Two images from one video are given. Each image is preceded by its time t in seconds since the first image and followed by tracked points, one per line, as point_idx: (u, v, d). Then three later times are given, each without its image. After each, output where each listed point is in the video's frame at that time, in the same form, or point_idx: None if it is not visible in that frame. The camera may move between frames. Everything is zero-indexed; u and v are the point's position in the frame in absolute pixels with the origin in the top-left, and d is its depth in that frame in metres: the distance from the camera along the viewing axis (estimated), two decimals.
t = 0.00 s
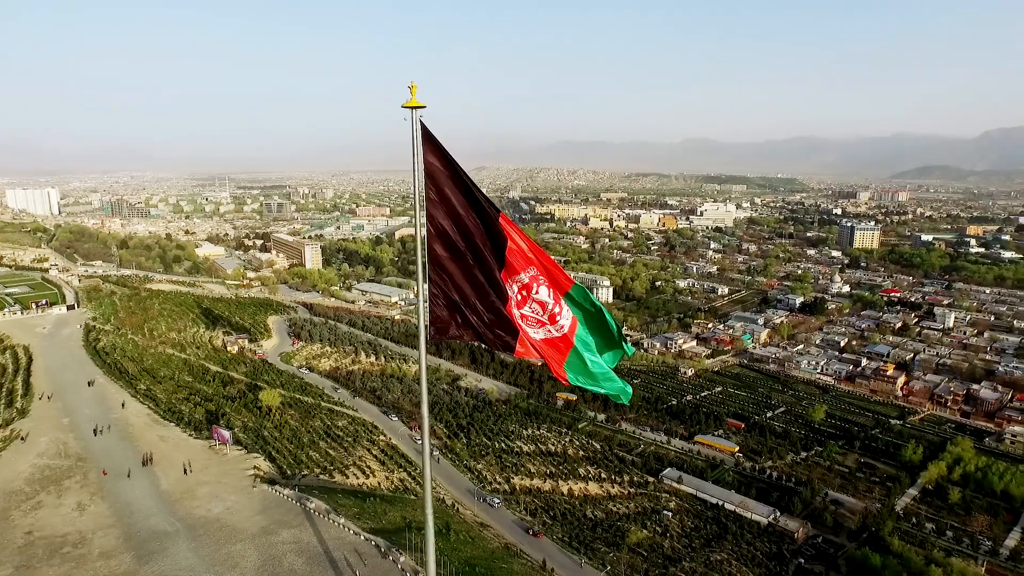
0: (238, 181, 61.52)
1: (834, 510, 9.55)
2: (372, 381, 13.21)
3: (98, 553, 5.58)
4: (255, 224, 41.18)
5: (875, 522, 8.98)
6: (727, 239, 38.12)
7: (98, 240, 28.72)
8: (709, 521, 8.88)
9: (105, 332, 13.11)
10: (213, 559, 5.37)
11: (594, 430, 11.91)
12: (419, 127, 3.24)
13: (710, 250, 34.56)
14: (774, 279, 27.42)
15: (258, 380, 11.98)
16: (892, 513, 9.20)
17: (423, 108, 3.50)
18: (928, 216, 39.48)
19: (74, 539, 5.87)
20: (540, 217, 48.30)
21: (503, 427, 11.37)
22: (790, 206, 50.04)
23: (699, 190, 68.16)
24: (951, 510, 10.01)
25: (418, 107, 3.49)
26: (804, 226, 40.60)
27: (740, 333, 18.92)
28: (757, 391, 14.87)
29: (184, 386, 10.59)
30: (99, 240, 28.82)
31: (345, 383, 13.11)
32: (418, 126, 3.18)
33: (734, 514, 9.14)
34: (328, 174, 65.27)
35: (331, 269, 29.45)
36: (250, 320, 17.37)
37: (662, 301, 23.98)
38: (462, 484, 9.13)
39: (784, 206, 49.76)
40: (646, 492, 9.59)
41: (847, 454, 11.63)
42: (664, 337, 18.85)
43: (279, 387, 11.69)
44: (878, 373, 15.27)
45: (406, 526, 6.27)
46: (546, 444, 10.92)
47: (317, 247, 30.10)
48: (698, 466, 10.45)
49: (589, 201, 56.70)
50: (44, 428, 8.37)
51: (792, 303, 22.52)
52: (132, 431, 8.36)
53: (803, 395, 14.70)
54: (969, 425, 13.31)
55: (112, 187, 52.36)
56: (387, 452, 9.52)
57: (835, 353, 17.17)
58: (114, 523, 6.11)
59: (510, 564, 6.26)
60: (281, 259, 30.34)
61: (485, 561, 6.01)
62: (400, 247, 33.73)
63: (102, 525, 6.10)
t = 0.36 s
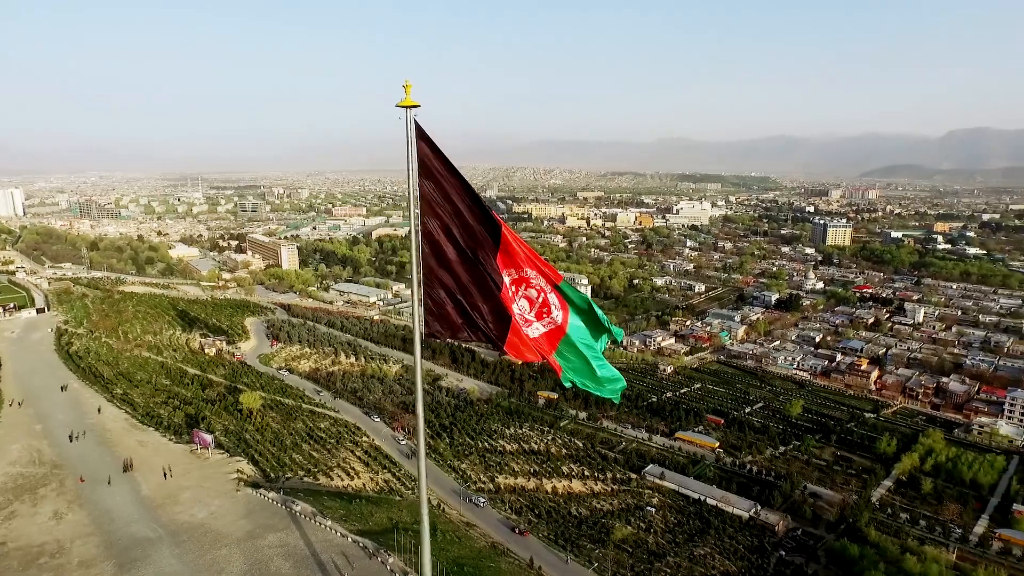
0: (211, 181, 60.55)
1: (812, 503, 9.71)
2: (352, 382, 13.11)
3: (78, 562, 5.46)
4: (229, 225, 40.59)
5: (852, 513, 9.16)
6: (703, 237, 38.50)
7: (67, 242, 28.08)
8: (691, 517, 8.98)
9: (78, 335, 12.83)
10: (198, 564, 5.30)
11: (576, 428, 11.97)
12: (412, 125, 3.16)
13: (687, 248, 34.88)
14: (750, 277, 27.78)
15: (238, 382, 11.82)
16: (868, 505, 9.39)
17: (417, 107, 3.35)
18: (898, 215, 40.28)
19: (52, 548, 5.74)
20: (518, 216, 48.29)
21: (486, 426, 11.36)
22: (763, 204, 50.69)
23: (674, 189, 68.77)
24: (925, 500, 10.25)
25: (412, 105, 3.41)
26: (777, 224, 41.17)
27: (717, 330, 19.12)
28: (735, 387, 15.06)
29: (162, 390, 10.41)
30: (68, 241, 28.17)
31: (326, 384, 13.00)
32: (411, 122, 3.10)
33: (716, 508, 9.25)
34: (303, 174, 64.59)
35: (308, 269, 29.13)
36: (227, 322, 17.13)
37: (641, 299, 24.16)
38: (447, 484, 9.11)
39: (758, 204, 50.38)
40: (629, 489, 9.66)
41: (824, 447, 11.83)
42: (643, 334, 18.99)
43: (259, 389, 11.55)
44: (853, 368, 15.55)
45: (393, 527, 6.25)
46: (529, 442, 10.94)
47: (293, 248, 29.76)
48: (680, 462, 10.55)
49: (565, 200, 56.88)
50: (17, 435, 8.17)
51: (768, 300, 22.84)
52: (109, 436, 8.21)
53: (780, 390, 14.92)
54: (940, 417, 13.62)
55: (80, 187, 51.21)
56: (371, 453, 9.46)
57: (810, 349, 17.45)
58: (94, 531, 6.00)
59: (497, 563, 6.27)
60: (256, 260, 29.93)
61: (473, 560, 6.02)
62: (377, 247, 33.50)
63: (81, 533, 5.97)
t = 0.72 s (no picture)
0: (181, 182, 59.43)
1: (789, 496, 9.87)
2: (331, 384, 12.98)
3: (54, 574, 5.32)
4: (200, 227, 39.90)
5: (827, 505, 9.34)
6: (677, 236, 38.88)
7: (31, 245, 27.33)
8: (672, 513, 9.07)
9: (47, 341, 12.51)
10: (180, 572, 5.22)
11: (555, 426, 12.02)
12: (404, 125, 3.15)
13: (661, 247, 35.20)
14: (723, 275, 28.14)
15: (214, 386, 11.62)
16: (842, 497, 9.58)
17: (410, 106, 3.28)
18: (865, 214, 41.13)
19: (25, 560, 5.56)
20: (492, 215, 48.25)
21: (466, 426, 11.34)
22: (735, 203, 51.38)
23: (647, 189, 69.31)
24: (895, 491, 10.50)
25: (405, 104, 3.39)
26: (749, 223, 41.77)
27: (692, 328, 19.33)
28: (711, 384, 15.25)
29: (136, 395, 10.19)
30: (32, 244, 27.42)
31: (303, 387, 12.86)
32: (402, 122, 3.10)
33: (696, 504, 9.36)
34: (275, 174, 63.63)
35: (282, 271, 28.77)
36: (201, 325, 16.84)
37: (616, 298, 24.33)
38: (429, 485, 9.08)
39: (730, 204, 51.07)
40: (610, 486, 9.72)
41: (799, 442, 12.04)
42: (619, 333, 19.12)
43: (235, 393, 11.37)
44: (825, 364, 15.85)
45: (378, 529, 6.23)
46: (509, 442, 10.94)
47: (267, 249, 29.35)
48: (659, 459, 10.65)
49: (539, 200, 56.99)
50: None
51: (741, 298, 23.16)
52: (81, 444, 8.02)
53: (755, 386, 15.14)
54: (909, 411, 13.96)
55: (44, 188, 49.88)
56: (352, 456, 9.38)
57: (783, 346, 17.74)
58: (69, 542, 5.85)
59: (483, 563, 6.27)
60: (229, 262, 29.46)
61: (459, 561, 6.03)
62: (352, 248, 33.17)
63: (55, 544, 5.82)
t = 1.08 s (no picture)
0: (145, 182, 58.10)
1: (763, 490, 10.04)
2: (305, 387, 12.83)
3: None
4: (165, 228, 39.05)
5: (800, 498, 9.53)
6: (648, 235, 39.23)
7: None
8: (650, 509, 9.15)
9: (9, 347, 12.14)
10: None
11: (532, 425, 12.06)
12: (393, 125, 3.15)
13: (633, 246, 35.49)
14: (694, 273, 28.48)
15: (185, 390, 11.40)
16: (814, 490, 9.78)
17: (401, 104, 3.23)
18: (831, 213, 41.98)
19: None
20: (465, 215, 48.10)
21: (443, 427, 11.30)
22: (705, 202, 52.06)
23: (618, 188, 69.76)
24: (864, 482, 10.75)
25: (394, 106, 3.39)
26: (719, 222, 42.34)
27: (665, 326, 19.53)
28: (685, 382, 15.44)
29: (105, 400, 9.95)
30: None
31: (278, 390, 12.68)
32: (390, 121, 3.12)
33: (673, 500, 9.46)
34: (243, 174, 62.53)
35: (252, 273, 28.30)
36: (170, 329, 16.49)
37: (590, 297, 24.47)
38: (408, 486, 9.03)
39: (699, 203, 51.71)
40: (588, 484, 9.78)
41: (771, 436, 12.25)
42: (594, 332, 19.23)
43: (208, 396, 11.17)
44: (795, 360, 16.15)
45: (360, 532, 6.22)
46: (486, 442, 10.94)
47: (236, 250, 28.84)
48: (636, 457, 10.74)
49: (511, 200, 56.96)
50: None
51: (712, 296, 23.46)
52: (48, 452, 7.82)
53: (727, 383, 15.37)
54: (875, 404, 14.30)
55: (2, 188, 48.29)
56: (329, 458, 9.30)
57: (754, 343, 18.03)
58: (39, 554, 5.67)
59: (466, 563, 6.32)
60: (196, 263, 28.89)
61: (442, 562, 6.07)
62: (323, 249, 32.78)
63: (24, 556, 5.63)
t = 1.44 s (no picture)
0: (105, 181, 56.49)
1: (735, 485, 10.21)
2: (277, 391, 12.65)
3: None
4: (127, 230, 38.06)
5: (771, 492, 9.71)
6: (618, 235, 39.52)
7: None
8: (626, 506, 9.24)
9: None
10: None
11: (507, 425, 12.07)
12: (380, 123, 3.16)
13: (603, 246, 35.72)
14: (663, 272, 28.80)
15: (153, 395, 11.14)
16: (785, 483, 9.98)
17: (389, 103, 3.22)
18: (795, 213, 42.86)
19: None
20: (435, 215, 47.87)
21: (419, 429, 11.25)
22: (672, 202, 52.67)
23: (586, 188, 70.07)
24: (833, 474, 10.99)
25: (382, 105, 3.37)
26: (686, 221, 42.87)
27: (637, 324, 19.71)
28: (657, 379, 15.61)
29: (69, 407, 9.67)
30: None
31: (249, 395, 12.48)
32: (377, 119, 3.13)
33: (648, 496, 9.56)
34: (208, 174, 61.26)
35: (218, 275, 27.75)
36: (135, 333, 16.08)
37: (561, 296, 24.57)
38: (385, 488, 8.98)
39: (667, 202, 52.29)
40: (564, 483, 9.83)
41: (742, 432, 12.45)
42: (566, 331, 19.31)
43: (177, 401, 10.94)
44: (763, 356, 16.44)
45: (339, 535, 6.19)
46: (462, 442, 10.92)
47: (202, 252, 28.25)
48: (611, 454, 10.82)
49: (481, 200, 56.87)
50: None
51: (682, 294, 23.75)
52: (10, 462, 7.58)
53: (698, 380, 15.58)
54: (841, 399, 14.63)
55: None
56: (305, 462, 9.20)
57: (723, 340, 18.30)
58: (3, 566, 5.48)
59: (446, 564, 6.37)
60: (160, 265, 28.22)
61: (423, 564, 6.09)
62: (292, 250, 32.33)
63: None
